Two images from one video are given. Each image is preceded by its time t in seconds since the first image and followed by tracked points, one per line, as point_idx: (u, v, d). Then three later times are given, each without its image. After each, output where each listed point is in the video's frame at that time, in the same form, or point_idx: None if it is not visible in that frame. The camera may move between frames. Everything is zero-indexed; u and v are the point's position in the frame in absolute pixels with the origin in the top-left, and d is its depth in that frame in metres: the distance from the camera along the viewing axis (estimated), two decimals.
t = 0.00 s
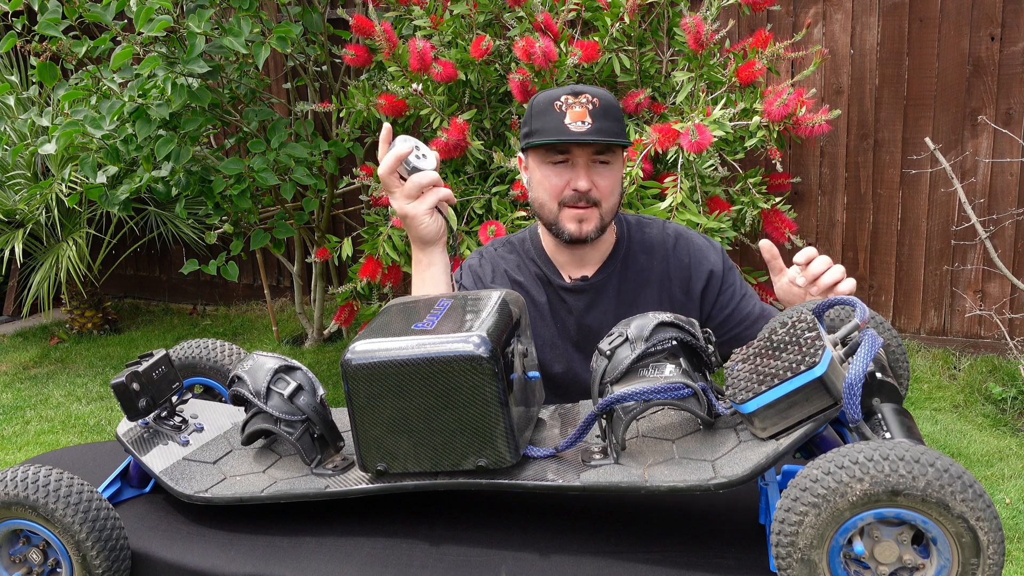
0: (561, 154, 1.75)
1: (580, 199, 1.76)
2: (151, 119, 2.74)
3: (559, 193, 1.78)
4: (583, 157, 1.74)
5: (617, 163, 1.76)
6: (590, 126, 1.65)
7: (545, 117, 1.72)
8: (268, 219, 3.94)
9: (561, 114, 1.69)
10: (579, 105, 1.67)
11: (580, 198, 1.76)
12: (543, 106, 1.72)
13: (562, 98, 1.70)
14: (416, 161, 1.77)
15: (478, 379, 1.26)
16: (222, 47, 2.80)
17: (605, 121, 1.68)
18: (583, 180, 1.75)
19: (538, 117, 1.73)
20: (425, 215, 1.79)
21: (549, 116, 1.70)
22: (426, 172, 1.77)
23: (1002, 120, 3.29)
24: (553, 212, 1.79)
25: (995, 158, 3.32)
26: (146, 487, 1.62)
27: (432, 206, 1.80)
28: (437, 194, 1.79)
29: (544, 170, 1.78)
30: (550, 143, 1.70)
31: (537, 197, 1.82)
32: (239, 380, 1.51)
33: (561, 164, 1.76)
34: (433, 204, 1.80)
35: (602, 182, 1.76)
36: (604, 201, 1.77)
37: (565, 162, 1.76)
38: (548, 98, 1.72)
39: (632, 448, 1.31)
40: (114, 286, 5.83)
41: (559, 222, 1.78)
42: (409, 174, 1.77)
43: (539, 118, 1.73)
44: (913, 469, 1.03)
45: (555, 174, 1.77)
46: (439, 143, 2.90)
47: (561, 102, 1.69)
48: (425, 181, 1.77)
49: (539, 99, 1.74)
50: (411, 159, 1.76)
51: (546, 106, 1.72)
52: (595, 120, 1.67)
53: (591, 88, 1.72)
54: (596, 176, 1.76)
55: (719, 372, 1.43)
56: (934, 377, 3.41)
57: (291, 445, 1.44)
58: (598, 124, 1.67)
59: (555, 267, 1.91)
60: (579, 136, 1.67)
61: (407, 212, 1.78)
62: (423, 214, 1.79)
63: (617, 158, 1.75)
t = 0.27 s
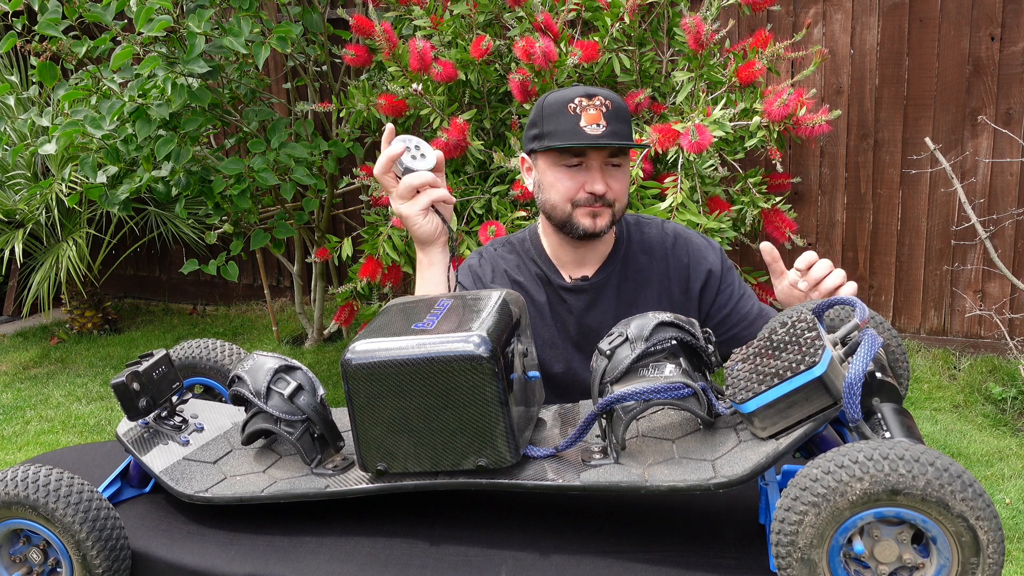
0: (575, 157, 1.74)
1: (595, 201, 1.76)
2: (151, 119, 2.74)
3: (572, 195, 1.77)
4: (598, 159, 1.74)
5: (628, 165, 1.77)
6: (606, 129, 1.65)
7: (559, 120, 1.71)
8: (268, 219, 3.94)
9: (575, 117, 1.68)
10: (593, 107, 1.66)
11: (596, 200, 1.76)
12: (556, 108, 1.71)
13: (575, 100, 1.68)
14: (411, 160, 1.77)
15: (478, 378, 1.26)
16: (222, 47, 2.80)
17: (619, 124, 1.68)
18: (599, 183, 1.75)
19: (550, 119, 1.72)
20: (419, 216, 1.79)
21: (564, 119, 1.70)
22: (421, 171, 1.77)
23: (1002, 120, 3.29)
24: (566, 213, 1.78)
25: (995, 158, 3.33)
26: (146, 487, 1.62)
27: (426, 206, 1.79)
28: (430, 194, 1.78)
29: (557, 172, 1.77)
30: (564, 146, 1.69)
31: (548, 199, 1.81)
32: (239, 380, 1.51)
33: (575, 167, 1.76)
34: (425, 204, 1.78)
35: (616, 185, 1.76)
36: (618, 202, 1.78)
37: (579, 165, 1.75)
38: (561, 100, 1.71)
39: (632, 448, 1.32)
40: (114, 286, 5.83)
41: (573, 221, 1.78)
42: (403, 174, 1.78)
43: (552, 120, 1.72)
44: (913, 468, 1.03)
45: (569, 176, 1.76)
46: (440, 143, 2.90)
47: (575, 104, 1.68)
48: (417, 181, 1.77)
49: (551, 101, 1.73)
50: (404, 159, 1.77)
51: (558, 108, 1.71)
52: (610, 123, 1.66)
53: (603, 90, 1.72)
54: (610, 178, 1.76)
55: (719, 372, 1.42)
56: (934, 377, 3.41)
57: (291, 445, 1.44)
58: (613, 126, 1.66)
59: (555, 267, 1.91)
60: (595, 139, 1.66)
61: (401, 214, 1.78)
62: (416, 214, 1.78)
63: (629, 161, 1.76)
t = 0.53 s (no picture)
0: (574, 161, 1.74)
1: (595, 204, 1.76)
2: (151, 119, 2.74)
3: (571, 199, 1.77)
4: (596, 163, 1.74)
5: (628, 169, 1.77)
6: (605, 132, 1.64)
7: (557, 124, 1.70)
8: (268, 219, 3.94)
9: (575, 120, 1.68)
10: (592, 111, 1.66)
11: (594, 204, 1.77)
12: (555, 112, 1.71)
13: (574, 104, 1.68)
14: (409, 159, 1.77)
15: (478, 379, 1.26)
16: (222, 47, 2.80)
17: (618, 127, 1.67)
18: (598, 187, 1.75)
19: (549, 123, 1.72)
20: (417, 215, 1.79)
21: (562, 123, 1.69)
22: (419, 170, 1.77)
23: (1002, 120, 3.29)
24: (565, 216, 1.78)
25: (995, 158, 3.33)
26: (146, 487, 1.62)
27: (423, 205, 1.79)
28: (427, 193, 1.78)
29: (555, 176, 1.77)
30: (564, 150, 1.69)
31: (547, 202, 1.81)
32: (239, 380, 1.50)
33: (573, 171, 1.76)
34: (422, 204, 1.78)
35: (616, 189, 1.76)
36: (617, 206, 1.78)
37: (578, 169, 1.75)
38: (559, 104, 1.71)
39: (632, 448, 1.31)
40: (114, 286, 5.83)
41: (572, 226, 1.78)
42: (402, 173, 1.78)
43: (551, 124, 1.71)
44: (913, 468, 1.03)
45: (568, 180, 1.77)
46: (439, 143, 2.90)
47: (574, 108, 1.68)
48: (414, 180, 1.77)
49: (550, 105, 1.73)
50: (403, 158, 1.77)
51: (557, 112, 1.70)
52: (609, 126, 1.66)
53: (601, 93, 1.71)
54: (610, 182, 1.76)
55: (719, 372, 1.42)
56: (934, 377, 3.41)
57: (290, 446, 1.44)
58: (612, 130, 1.66)
59: (555, 267, 1.91)
60: (594, 143, 1.66)
61: (400, 213, 1.79)
62: (414, 213, 1.79)
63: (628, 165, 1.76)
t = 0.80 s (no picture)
0: (566, 155, 1.74)
1: (586, 200, 1.77)
2: (151, 119, 2.74)
3: (564, 195, 1.78)
4: (588, 158, 1.74)
5: (621, 163, 1.77)
6: (596, 127, 1.65)
7: (549, 119, 1.71)
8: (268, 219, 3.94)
9: (566, 116, 1.68)
10: (584, 106, 1.67)
11: (587, 199, 1.77)
12: (547, 108, 1.71)
13: (566, 99, 1.68)
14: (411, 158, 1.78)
15: (478, 379, 1.26)
16: (222, 47, 2.80)
17: (610, 122, 1.68)
18: (589, 181, 1.76)
19: (541, 118, 1.72)
20: (418, 213, 1.79)
21: (554, 118, 1.70)
22: (420, 168, 1.78)
23: (1002, 120, 3.29)
24: (559, 213, 1.79)
25: (995, 158, 3.33)
26: (146, 487, 1.62)
27: (424, 203, 1.78)
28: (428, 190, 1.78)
29: (548, 172, 1.78)
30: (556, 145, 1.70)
31: (542, 198, 1.82)
32: (239, 380, 1.50)
33: (566, 166, 1.76)
34: (424, 201, 1.78)
35: (608, 183, 1.76)
36: (609, 202, 1.78)
37: (570, 164, 1.75)
38: (551, 99, 1.71)
39: (632, 448, 1.31)
40: (114, 286, 5.83)
41: (564, 227, 1.79)
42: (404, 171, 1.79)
43: (543, 120, 1.72)
44: (913, 468, 1.03)
45: (560, 175, 1.77)
46: (439, 143, 2.90)
47: (566, 104, 1.68)
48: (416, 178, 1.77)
49: (542, 101, 1.73)
50: (405, 156, 1.78)
51: (549, 108, 1.71)
52: (601, 121, 1.67)
53: (593, 88, 1.72)
54: (602, 176, 1.76)
55: (719, 372, 1.42)
56: (934, 377, 3.41)
57: (290, 446, 1.44)
58: (604, 125, 1.67)
59: (555, 266, 1.91)
60: (586, 138, 1.66)
61: (401, 212, 1.78)
62: (415, 211, 1.78)
63: (621, 159, 1.76)
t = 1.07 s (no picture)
0: (560, 146, 1.76)
1: (578, 190, 1.76)
2: (151, 119, 2.74)
3: (557, 186, 1.78)
4: (581, 149, 1.75)
5: (615, 156, 1.78)
6: (589, 119, 1.66)
7: (544, 112, 1.72)
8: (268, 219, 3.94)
9: (560, 108, 1.70)
10: (578, 99, 1.68)
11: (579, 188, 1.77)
12: (543, 100, 1.73)
13: (561, 92, 1.70)
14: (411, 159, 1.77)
15: (478, 378, 1.26)
16: (222, 47, 2.80)
17: (604, 115, 1.69)
18: (581, 171, 1.76)
19: (537, 111, 1.74)
20: (419, 215, 1.79)
21: (549, 111, 1.71)
22: (420, 170, 1.77)
23: (1002, 120, 3.29)
24: (552, 203, 1.79)
25: (995, 158, 3.33)
26: (146, 487, 1.62)
27: (424, 205, 1.78)
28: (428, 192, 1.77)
29: (542, 163, 1.79)
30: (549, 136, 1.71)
31: (537, 190, 1.82)
32: (239, 380, 1.50)
33: (559, 157, 1.78)
34: (424, 203, 1.78)
35: (601, 175, 1.77)
36: (602, 193, 1.77)
37: (563, 155, 1.77)
38: (547, 92, 1.73)
39: (632, 448, 1.32)
40: (114, 286, 5.83)
41: (558, 214, 1.78)
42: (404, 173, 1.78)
43: (538, 112, 1.74)
44: (913, 468, 1.03)
45: (553, 167, 1.78)
46: (439, 143, 2.90)
47: (560, 96, 1.70)
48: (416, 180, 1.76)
49: (539, 94, 1.75)
50: (405, 157, 1.77)
51: (545, 100, 1.72)
52: (594, 113, 1.67)
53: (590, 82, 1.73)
54: (594, 167, 1.77)
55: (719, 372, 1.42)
56: (934, 377, 3.41)
57: (291, 445, 1.44)
58: (597, 117, 1.68)
59: (556, 263, 1.92)
60: (578, 129, 1.68)
61: (401, 213, 1.79)
62: (415, 213, 1.78)
63: (615, 151, 1.77)
